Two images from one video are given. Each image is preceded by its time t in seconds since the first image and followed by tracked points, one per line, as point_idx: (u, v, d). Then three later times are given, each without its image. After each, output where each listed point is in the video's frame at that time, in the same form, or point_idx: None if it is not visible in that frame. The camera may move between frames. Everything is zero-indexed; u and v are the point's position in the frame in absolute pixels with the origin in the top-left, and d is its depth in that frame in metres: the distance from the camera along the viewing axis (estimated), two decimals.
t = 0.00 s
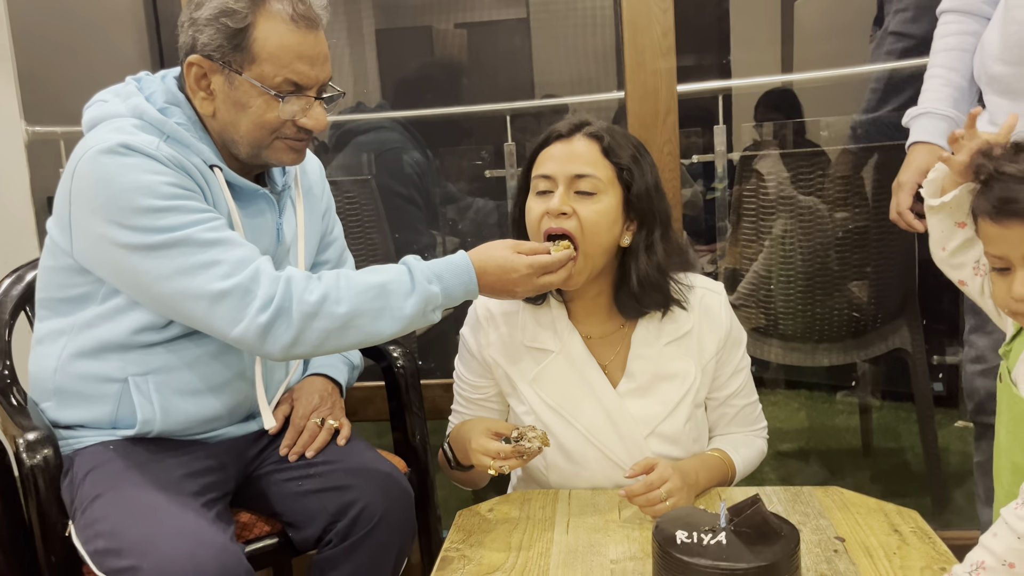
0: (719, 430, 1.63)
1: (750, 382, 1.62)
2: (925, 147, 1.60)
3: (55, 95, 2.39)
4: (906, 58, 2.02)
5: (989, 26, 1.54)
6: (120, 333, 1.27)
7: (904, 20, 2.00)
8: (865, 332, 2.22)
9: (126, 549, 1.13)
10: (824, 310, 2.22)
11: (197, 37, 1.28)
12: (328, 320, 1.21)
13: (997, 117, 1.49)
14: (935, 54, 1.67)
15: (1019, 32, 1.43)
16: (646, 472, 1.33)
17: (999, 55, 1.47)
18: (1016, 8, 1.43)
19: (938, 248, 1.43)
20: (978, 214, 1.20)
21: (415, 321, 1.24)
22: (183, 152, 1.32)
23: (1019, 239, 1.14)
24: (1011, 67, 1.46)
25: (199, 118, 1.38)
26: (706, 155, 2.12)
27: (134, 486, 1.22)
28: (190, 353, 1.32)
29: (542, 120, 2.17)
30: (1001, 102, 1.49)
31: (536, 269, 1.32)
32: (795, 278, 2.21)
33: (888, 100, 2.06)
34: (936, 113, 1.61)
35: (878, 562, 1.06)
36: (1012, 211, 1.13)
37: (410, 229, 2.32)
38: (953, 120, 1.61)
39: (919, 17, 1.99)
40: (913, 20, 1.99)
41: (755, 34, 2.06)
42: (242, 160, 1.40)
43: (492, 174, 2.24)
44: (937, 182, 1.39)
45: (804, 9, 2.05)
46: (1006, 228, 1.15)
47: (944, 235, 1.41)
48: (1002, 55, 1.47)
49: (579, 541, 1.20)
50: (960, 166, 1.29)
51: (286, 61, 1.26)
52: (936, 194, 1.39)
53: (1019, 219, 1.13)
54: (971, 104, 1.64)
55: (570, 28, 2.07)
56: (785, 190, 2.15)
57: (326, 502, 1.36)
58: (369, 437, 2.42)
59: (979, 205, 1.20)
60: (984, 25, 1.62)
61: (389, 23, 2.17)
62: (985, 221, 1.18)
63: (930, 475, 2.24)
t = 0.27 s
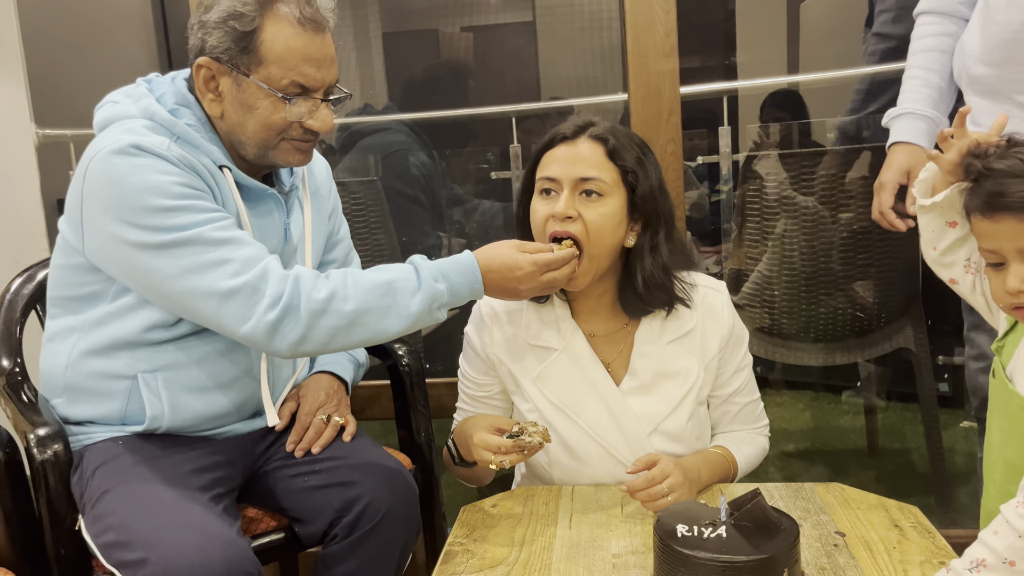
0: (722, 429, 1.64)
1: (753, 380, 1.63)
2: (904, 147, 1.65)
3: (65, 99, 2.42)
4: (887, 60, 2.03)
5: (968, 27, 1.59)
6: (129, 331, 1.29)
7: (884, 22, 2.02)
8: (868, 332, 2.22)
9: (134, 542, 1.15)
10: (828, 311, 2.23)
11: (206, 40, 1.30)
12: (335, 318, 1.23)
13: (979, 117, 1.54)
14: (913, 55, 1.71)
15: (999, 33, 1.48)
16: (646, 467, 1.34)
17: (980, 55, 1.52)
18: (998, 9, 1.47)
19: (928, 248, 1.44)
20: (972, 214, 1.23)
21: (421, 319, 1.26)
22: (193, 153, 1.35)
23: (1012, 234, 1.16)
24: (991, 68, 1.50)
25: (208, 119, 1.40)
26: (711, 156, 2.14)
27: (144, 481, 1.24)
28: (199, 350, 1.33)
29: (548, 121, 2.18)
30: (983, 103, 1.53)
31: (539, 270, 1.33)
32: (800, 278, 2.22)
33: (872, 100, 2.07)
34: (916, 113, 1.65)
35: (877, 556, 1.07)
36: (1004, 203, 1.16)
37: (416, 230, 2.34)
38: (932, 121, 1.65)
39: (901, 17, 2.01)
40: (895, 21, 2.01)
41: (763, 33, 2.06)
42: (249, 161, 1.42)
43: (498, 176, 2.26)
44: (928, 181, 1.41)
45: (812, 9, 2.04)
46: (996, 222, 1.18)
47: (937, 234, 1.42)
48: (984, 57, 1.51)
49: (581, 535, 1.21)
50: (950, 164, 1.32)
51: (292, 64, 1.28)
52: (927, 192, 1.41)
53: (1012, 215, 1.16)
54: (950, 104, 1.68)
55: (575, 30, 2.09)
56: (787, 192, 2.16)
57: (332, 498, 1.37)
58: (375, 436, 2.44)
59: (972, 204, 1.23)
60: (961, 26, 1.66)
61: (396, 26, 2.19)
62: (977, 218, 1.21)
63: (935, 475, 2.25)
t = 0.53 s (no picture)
0: (727, 430, 1.66)
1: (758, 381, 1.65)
2: (892, 158, 1.67)
3: (81, 105, 2.46)
4: (873, 70, 2.05)
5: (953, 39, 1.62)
6: (146, 330, 1.32)
7: (870, 32, 2.03)
8: (874, 336, 2.23)
9: (151, 535, 1.18)
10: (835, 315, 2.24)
11: (224, 46, 1.33)
12: (347, 316, 1.26)
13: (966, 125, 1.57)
14: (896, 67, 1.73)
15: (982, 46, 1.50)
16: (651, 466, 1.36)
17: (966, 67, 1.54)
18: (981, 23, 1.50)
19: (932, 250, 1.46)
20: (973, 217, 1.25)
21: (431, 316, 1.28)
22: (209, 156, 1.38)
23: (1007, 237, 1.18)
24: (976, 79, 1.52)
25: (225, 124, 1.43)
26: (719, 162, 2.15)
27: (160, 476, 1.27)
28: (214, 349, 1.36)
29: (556, 127, 2.21)
30: (971, 113, 1.55)
31: (546, 268, 1.36)
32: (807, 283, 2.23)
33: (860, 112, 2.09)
34: (902, 125, 1.68)
35: (879, 554, 1.09)
36: (999, 206, 1.18)
37: (426, 234, 2.37)
38: (917, 131, 1.67)
39: (886, 28, 2.01)
40: (880, 32, 2.02)
41: (771, 40, 2.08)
42: (264, 165, 1.45)
43: (507, 181, 2.28)
44: (929, 184, 1.42)
45: (819, 18, 2.07)
46: (993, 225, 1.20)
47: (940, 236, 1.44)
48: (970, 68, 1.53)
49: (588, 532, 1.23)
50: (947, 167, 1.35)
51: (308, 71, 1.31)
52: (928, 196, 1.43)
53: (1006, 219, 1.18)
54: (935, 115, 1.71)
55: (583, 37, 2.11)
56: (796, 198, 2.18)
57: (343, 494, 1.40)
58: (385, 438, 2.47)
59: (971, 207, 1.25)
60: (942, 38, 1.68)
61: (406, 33, 2.22)
62: (975, 220, 1.23)
63: (938, 480, 2.28)
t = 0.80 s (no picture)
0: (733, 427, 1.67)
1: (763, 378, 1.66)
2: (880, 167, 1.68)
3: (94, 106, 2.49)
4: (860, 79, 2.08)
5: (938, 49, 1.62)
6: (161, 324, 1.35)
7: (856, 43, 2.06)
8: (880, 338, 2.24)
9: (166, 525, 1.20)
10: (840, 317, 2.25)
11: (241, 46, 1.36)
12: (354, 310, 1.28)
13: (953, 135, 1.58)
14: (880, 78, 1.74)
15: (967, 58, 1.51)
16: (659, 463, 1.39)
17: (951, 78, 1.54)
18: (966, 34, 1.50)
19: (940, 246, 1.49)
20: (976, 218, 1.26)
21: (436, 310, 1.30)
22: (222, 153, 1.40)
23: (1004, 238, 1.20)
24: (961, 90, 1.53)
25: (239, 122, 1.46)
26: (726, 166, 2.18)
27: (174, 468, 1.30)
28: (226, 344, 1.39)
29: (564, 130, 2.23)
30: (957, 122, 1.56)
31: (552, 260, 1.38)
32: (813, 286, 2.24)
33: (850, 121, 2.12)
34: (888, 134, 1.70)
35: (882, 549, 1.10)
36: (996, 209, 1.20)
37: (434, 235, 2.39)
38: (903, 141, 1.69)
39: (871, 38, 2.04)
40: (864, 42, 2.05)
41: (778, 44, 2.10)
42: (276, 162, 1.47)
43: (515, 184, 2.31)
44: (937, 183, 1.43)
45: (827, 23, 2.10)
46: (991, 227, 1.21)
47: (946, 234, 1.46)
48: (955, 79, 1.54)
49: (595, 527, 1.25)
50: (951, 168, 1.36)
51: (323, 71, 1.34)
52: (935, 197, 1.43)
53: (1003, 221, 1.20)
54: (919, 124, 1.73)
55: (592, 41, 2.13)
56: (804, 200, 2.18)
57: (353, 487, 1.42)
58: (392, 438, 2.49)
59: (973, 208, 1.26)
60: (925, 48, 1.69)
61: (415, 37, 2.24)
62: (976, 222, 1.25)
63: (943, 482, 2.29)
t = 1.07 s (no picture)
0: (737, 430, 1.67)
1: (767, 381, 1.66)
2: (862, 179, 1.76)
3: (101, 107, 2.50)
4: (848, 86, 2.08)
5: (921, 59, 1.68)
6: (166, 323, 1.35)
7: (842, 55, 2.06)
8: (885, 342, 2.22)
9: (169, 524, 1.20)
10: (845, 322, 2.23)
11: (248, 44, 1.36)
12: (359, 308, 1.28)
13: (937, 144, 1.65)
14: (862, 91, 1.81)
15: (953, 69, 1.56)
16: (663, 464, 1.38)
17: (937, 88, 1.60)
18: (951, 46, 1.55)
19: (948, 251, 1.49)
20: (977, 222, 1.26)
21: (441, 308, 1.30)
22: (228, 153, 1.41)
23: (992, 246, 1.22)
24: (947, 99, 1.59)
25: (244, 121, 1.46)
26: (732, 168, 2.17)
27: (177, 467, 1.30)
28: (230, 343, 1.39)
29: (570, 132, 2.23)
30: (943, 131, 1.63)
31: (557, 258, 1.38)
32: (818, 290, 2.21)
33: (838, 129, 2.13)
34: (870, 147, 1.77)
35: (887, 553, 1.10)
36: (980, 220, 1.22)
37: (439, 237, 2.40)
38: (885, 154, 1.77)
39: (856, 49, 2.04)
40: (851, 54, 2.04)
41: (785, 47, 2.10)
42: (282, 161, 1.48)
43: (520, 186, 2.31)
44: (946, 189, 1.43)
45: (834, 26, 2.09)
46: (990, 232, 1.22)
47: (955, 236, 1.46)
48: (942, 90, 1.59)
49: (598, 528, 1.25)
50: (957, 171, 1.35)
51: (330, 69, 1.34)
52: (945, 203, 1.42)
53: (987, 231, 1.22)
54: (900, 135, 1.80)
55: (597, 44, 2.13)
56: (808, 203, 2.15)
57: (356, 488, 1.42)
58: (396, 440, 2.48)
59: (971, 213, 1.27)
60: (905, 60, 1.74)
61: (421, 40, 2.25)
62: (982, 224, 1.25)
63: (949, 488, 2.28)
